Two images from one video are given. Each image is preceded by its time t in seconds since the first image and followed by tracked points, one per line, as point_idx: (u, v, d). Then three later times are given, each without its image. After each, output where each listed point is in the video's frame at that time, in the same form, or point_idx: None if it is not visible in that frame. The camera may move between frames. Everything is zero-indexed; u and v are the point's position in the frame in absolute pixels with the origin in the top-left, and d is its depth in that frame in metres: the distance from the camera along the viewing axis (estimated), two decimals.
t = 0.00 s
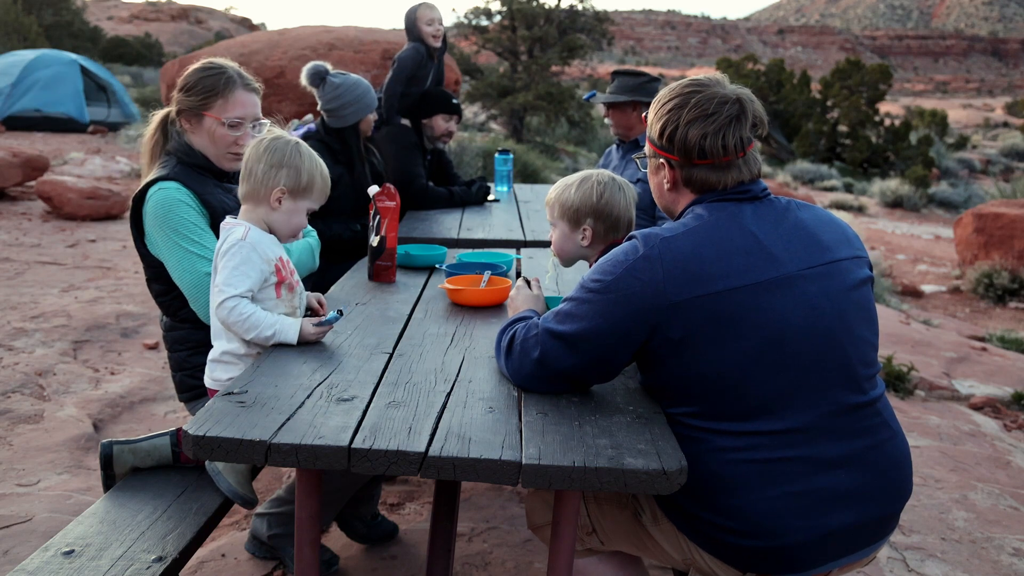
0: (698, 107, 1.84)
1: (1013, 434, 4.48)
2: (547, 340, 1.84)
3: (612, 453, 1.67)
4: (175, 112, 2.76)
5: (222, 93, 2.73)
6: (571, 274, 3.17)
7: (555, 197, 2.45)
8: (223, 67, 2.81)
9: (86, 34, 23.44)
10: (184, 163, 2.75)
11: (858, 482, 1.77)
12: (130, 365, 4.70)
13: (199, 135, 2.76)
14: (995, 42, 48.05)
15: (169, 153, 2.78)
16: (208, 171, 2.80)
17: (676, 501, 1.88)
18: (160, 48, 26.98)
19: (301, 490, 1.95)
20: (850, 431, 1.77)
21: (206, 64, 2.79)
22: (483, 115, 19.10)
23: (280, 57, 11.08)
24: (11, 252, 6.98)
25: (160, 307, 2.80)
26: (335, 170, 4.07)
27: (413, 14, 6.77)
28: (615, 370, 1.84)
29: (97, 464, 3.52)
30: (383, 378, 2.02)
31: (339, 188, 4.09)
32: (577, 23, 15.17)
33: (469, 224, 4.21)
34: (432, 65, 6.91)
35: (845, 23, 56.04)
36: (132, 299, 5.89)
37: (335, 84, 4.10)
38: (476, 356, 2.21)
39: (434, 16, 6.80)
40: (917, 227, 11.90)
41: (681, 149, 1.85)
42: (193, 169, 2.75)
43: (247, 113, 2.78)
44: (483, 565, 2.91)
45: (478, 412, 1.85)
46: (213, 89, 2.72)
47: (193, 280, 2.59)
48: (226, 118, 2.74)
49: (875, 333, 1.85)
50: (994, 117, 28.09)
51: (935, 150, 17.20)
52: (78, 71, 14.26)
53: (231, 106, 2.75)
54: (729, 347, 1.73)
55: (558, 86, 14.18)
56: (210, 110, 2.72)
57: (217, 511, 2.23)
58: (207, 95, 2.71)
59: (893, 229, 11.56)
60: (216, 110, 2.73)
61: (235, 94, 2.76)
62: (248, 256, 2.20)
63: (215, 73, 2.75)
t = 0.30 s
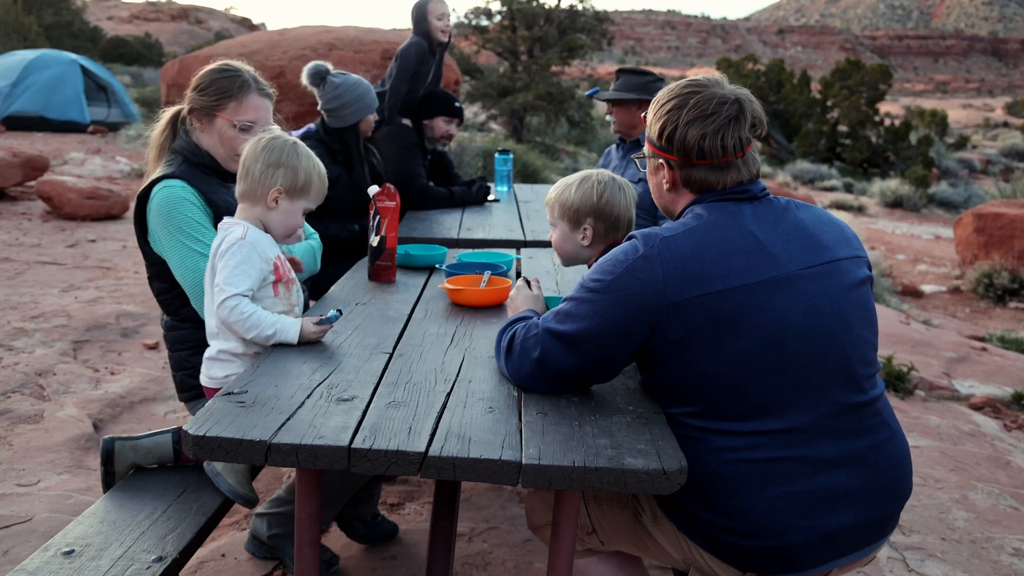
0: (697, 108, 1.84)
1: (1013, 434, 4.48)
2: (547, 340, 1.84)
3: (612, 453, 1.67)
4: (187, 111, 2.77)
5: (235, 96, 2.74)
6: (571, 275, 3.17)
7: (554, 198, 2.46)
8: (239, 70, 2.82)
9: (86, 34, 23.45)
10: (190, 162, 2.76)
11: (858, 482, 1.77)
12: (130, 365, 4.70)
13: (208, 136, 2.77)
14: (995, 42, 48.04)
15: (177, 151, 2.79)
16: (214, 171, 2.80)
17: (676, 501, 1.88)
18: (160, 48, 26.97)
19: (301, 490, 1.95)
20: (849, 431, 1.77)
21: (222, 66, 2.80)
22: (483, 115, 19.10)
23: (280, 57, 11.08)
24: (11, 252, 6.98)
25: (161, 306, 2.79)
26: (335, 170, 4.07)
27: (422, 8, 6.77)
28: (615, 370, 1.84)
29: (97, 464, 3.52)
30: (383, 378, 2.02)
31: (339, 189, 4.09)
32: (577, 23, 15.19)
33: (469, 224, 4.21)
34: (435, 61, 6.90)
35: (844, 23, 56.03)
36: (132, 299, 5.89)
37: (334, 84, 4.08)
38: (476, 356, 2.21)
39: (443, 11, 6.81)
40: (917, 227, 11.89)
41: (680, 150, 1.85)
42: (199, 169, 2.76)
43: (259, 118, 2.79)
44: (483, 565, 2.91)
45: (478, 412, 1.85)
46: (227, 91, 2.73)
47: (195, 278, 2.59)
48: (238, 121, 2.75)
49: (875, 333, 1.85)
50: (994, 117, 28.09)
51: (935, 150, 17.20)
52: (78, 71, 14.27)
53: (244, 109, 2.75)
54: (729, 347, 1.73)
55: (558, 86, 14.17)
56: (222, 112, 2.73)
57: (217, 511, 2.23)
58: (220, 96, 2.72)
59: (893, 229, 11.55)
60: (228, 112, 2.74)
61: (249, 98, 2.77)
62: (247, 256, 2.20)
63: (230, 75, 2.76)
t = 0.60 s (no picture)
0: (696, 108, 1.84)
1: (1013, 434, 4.48)
2: (546, 340, 1.84)
3: (612, 453, 1.67)
4: (193, 110, 2.77)
5: (240, 97, 2.74)
6: (571, 275, 3.17)
7: (551, 200, 2.47)
8: (245, 71, 2.82)
9: (86, 34, 23.45)
10: (195, 162, 2.77)
11: (858, 482, 1.77)
12: (130, 365, 4.70)
13: (213, 136, 2.77)
14: (995, 42, 48.04)
15: (182, 151, 2.80)
16: (218, 172, 2.81)
17: (676, 501, 1.88)
18: (160, 48, 26.98)
19: (301, 490, 1.95)
20: (849, 431, 1.77)
21: (228, 66, 2.80)
22: (483, 115, 19.10)
23: (280, 57, 11.07)
24: (11, 252, 6.98)
25: (163, 304, 2.83)
26: (334, 170, 4.06)
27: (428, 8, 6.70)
28: (615, 370, 1.84)
29: (97, 465, 3.52)
30: (383, 378, 2.02)
31: (340, 188, 4.09)
32: (577, 23, 15.20)
33: (469, 224, 4.21)
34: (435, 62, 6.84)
35: (845, 23, 56.05)
36: (132, 299, 5.89)
37: (334, 84, 4.08)
38: (476, 356, 2.21)
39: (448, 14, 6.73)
40: (917, 227, 11.89)
41: (679, 150, 1.85)
42: (203, 169, 2.76)
43: (264, 120, 2.79)
44: (483, 565, 2.91)
45: (478, 412, 1.85)
46: (232, 92, 2.73)
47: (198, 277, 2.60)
48: (242, 123, 2.76)
49: (875, 333, 1.85)
50: (994, 117, 28.08)
51: (935, 150, 17.20)
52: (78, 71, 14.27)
53: (249, 111, 2.76)
54: (729, 347, 1.73)
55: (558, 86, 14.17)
56: (227, 113, 2.73)
57: (217, 511, 2.23)
58: (226, 98, 2.73)
59: (893, 229, 11.55)
60: (233, 114, 2.74)
61: (254, 99, 2.77)
62: (241, 264, 2.21)
63: (236, 76, 2.76)
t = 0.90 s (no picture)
0: (696, 106, 1.84)
1: (1013, 434, 4.48)
2: (547, 340, 1.84)
3: (612, 453, 1.67)
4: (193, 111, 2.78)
5: (241, 99, 2.76)
6: (570, 275, 3.17)
7: (548, 202, 2.47)
8: (246, 71, 2.83)
9: (86, 34, 23.45)
10: (195, 162, 2.77)
11: (858, 482, 1.77)
12: (130, 365, 4.70)
13: (213, 136, 2.78)
14: (995, 42, 48.04)
15: (182, 151, 2.80)
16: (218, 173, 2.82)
17: (676, 501, 1.88)
18: (160, 48, 27.00)
19: (301, 490, 1.95)
20: (850, 431, 1.77)
21: (229, 66, 2.81)
22: (483, 115, 19.11)
23: (280, 57, 11.06)
24: (12, 252, 6.98)
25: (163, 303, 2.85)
26: (334, 170, 4.07)
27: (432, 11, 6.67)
28: (614, 370, 1.84)
29: (98, 465, 3.52)
30: (383, 378, 2.03)
31: (339, 188, 4.09)
32: (577, 23, 15.23)
33: (469, 224, 4.21)
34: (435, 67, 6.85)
35: (845, 23, 56.07)
36: (132, 299, 5.89)
37: (334, 84, 4.08)
38: (476, 356, 2.21)
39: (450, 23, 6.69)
40: (917, 226, 11.90)
41: (679, 147, 1.86)
42: (203, 169, 2.77)
43: (263, 121, 2.82)
44: (483, 565, 2.91)
45: (478, 412, 1.85)
46: (234, 94, 2.75)
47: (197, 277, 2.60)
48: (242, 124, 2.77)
49: (876, 334, 1.85)
50: (994, 117, 28.07)
51: (935, 150, 17.20)
52: (78, 71, 14.27)
53: (248, 112, 2.78)
54: (729, 348, 1.73)
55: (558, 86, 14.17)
56: (227, 114, 2.74)
57: (217, 511, 2.22)
58: (227, 99, 2.74)
59: (893, 229, 11.56)
60: (234, 115, 2.75)
61: (254, 101, 2.80)
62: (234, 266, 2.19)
63: (236, 77, 2.77)
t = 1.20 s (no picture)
0: (695, 107, 1.85)
1: (1013, 434, 4.48)
2: (548, 340, 1.84)
3: (612, 453, 1.67)
4: (190, 112, 2.78)
5: (238, 100, 2.78)
6: (571, 275, 3.17)
7: (547, 204, 2.46)
8: (242, 71, 2.84)
9: (86, 34, 23.44)
10: (192, 163, 2.76)
11: (858, 483, 1.77)
12: (130, 365, 4.70)
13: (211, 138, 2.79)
14: (996, 42, 48.04)
15: (179, 152, 2.79)
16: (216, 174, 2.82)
17: (676, 501, 1.88)
18: (160, 48, 27.00)
19: (301, 490, 1.95)
20: (850, 431, 1.77)
21: (225, 66, 2.81)
22: (483, 115, 19.11)
23: (280, 58, 11.04)
24: (11, 252, 6.98)
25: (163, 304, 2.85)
26: (335, 170, 4.06)
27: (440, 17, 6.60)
28: (615, 371, 1.84)
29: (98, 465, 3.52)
30: (383, 378, 2.02)
31: (339, 188, 4.09)
32: (577, 23, 15.24)
33: (469, 224, 4.21)
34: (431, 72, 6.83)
35: (845, 23, 56.07)
36: (132, 300, 5.89)
37: (325, 83, 4.12)
38: (476, 356, 2.21)
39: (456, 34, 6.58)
40: (917, 227, 11.90)
41: (687, 151, 1.85)
42: (201, 170, 2.77)
43: (259, 121, 2.84)
44: (483, 565, 2.91)
45: (478, 412, 1.85)
46: (230, 95, 2.76)
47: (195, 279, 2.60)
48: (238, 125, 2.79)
49: (877, 335, 1.85)
50: (994, 117, 28.06)
51: (935, 150, 17.20)
52: (78, 71, 14.26)
53: (245, 113, 2.79)
54: (730, 348, 1.73)
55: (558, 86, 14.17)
56: (224, 116, 2.76)
57: (217, 512, 2.21)
58: (223, 100, 2.75)
59: (893, 229, 11.56)
60: (230, 115, 2.77)
61: (250, 102, 2.82)
62: (234, 266, 2.17)
63: (233, 77, 2.78)
